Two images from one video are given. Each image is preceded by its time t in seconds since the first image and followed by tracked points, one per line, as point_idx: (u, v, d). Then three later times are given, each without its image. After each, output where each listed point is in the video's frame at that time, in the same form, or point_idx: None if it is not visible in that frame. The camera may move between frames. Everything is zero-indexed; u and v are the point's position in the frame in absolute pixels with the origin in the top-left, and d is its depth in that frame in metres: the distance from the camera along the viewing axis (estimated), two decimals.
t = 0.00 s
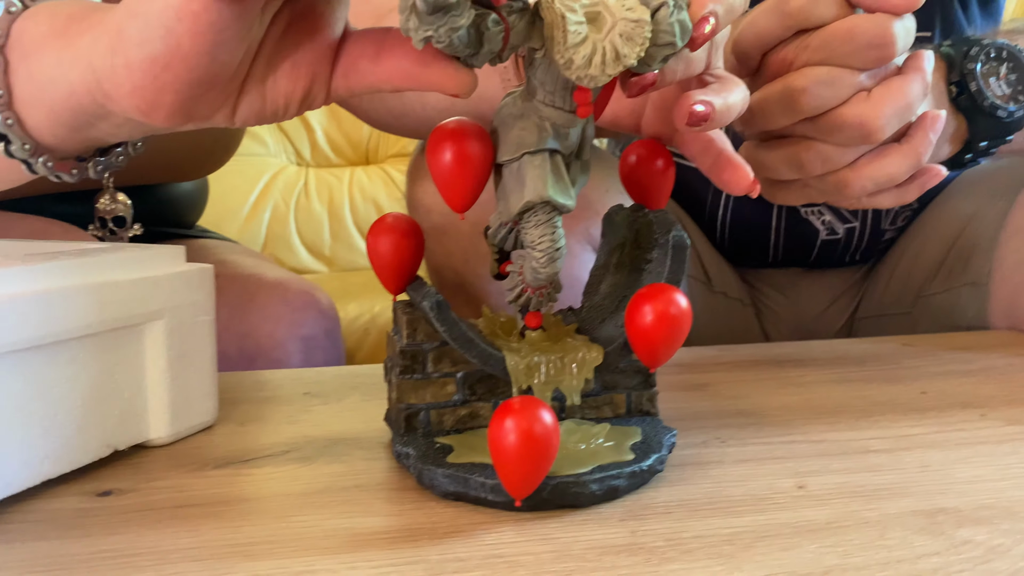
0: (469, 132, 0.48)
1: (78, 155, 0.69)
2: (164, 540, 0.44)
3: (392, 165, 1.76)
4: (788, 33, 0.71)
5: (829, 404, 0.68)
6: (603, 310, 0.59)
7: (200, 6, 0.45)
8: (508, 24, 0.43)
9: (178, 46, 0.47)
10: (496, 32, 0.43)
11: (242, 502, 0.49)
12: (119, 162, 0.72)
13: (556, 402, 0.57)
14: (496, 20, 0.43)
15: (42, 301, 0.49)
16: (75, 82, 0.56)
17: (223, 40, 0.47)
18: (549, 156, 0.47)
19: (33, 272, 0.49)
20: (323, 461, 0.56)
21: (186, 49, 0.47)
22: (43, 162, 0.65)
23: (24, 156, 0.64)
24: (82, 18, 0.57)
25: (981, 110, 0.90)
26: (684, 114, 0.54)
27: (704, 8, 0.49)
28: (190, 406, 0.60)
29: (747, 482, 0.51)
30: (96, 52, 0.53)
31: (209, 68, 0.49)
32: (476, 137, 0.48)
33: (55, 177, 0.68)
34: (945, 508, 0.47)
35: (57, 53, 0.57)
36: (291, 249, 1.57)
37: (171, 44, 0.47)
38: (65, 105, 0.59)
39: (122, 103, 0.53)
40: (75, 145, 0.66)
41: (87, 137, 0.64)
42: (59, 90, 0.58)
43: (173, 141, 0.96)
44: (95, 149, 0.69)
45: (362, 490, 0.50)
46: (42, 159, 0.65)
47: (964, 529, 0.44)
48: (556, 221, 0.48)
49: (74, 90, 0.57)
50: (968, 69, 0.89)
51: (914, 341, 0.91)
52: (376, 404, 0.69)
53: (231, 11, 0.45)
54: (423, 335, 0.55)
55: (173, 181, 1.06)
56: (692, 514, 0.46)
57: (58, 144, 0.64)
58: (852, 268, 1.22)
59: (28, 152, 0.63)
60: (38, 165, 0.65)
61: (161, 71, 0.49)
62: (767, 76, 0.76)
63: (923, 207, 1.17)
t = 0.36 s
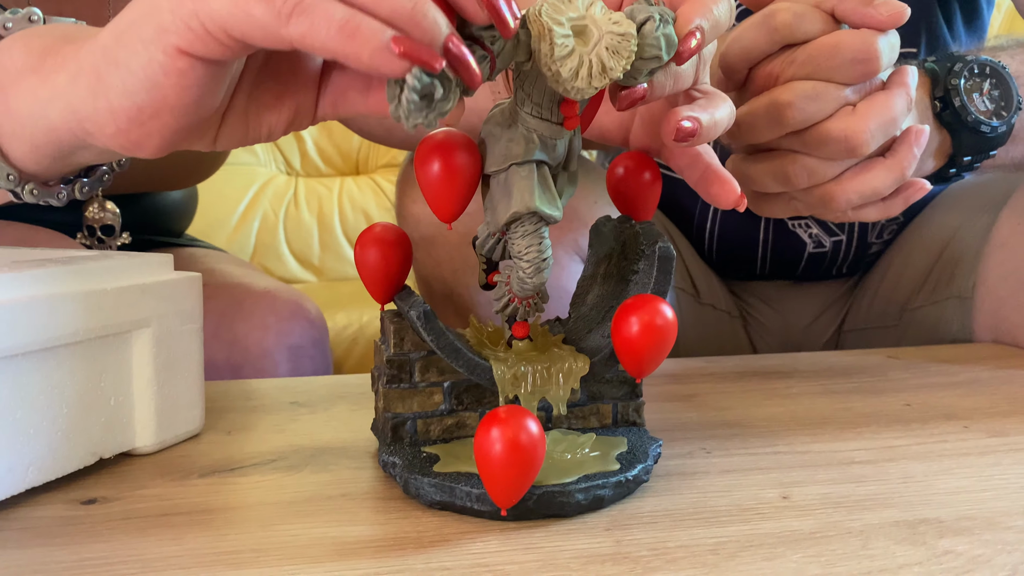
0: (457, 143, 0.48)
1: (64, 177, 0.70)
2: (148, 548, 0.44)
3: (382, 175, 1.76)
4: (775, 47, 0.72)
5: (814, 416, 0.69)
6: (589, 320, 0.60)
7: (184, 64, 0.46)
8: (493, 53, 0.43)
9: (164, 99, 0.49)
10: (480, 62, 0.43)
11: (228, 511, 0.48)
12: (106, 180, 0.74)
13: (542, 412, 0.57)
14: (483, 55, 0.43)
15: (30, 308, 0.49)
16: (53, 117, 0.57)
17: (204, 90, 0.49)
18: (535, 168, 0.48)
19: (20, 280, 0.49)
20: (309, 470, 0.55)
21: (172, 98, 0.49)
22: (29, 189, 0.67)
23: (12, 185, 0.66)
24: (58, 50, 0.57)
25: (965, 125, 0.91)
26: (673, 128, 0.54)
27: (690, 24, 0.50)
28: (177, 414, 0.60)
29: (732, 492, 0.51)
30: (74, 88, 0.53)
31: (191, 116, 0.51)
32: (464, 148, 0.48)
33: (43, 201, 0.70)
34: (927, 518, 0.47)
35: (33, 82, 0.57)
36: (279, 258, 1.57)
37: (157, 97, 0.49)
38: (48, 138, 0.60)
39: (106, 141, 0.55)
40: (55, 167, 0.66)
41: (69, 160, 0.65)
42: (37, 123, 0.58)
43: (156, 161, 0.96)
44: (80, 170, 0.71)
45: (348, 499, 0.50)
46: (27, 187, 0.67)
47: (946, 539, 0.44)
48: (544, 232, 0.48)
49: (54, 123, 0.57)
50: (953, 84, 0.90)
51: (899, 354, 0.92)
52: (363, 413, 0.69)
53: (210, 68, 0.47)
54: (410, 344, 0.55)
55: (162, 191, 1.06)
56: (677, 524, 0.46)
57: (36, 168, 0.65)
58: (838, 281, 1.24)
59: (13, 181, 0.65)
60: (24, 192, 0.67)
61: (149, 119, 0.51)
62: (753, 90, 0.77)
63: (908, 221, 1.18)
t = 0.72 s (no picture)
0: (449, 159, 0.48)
1: (62, 209, 0.73)
2: (140, 560, 0.44)
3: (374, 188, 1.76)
4: (764, 66, 0.73)
5: (803, 430, 0.69)
6: (581, 333, 0.60)
7: (188, 161, 0.45)
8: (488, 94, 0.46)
9: (169, 183, 0.48)
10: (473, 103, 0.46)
11: (220, 523, 0.48)
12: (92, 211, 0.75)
13: (534, 426, 0.58)
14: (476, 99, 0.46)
15: (25, 319, 0.49)
16: (49, 172, 0.56)
17: (209, 171, 0.48)
18: (528, 184, 0.49)
19: (15, 291, 0.49)
20: (301, 482, 0.55)
21: (175, 181, 0.48)
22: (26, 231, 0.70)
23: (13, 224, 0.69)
24: (44, 94, 0.54)
25: (951, 143, 0.92)
26: (667, 149, 0.55)
27: (681, 46, 0.51)
28: (169, 426, 0.60)
29: (722, 506, 0.51)
30: (69, 155, 0.51)
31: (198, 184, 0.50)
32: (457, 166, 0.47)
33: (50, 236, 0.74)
34: (914, 532, 0.48)
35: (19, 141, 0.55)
36: (270, 270, 1.56)
37: (161, 179, 0.48)
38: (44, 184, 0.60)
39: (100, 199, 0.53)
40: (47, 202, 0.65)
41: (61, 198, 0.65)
42: (33, 177, 0.58)
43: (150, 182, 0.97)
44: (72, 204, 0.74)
45: (339, 512, 0.50)
46: (27, 224, 0.70)
47: (932, 553, 0.45)
48: (536, 247, 0.49)
49: (48, 175, 0.57)
50: (939, 103, 0.92)
51: (887, 369, 0.93)
52: (354, 426, 0.69)
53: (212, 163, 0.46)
54: (403, 357, 0.55)
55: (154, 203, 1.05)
56: (667, 538, 0.47)
57: (25, 201, 0.65)
58: (827, 296, 1.25)
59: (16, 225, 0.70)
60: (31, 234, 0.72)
61: (154, 195, 0.50)
62: (743, 108, 0.78)
63: (895, 237, 1.20)
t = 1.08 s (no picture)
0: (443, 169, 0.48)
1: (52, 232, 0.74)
2: (131, 569, 0.43)
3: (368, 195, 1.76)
4: (757, 76, 0.74)
5: (795, 439, 0.69)
6: (575, 342, 0.60)
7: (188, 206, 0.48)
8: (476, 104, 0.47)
9: (166, 220, 0.50)
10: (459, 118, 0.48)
11: (211, 531, 0.48)
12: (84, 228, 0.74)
13: (527, 435, 0.58)
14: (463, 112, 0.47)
15: (17, 326, 0.49)
16: (47, 205, 0.56)
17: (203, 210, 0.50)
18: (519, 194, 0.49)
19: (7, 297, 0.49)
20: (293, 491, 0.55)
21: (173, 219, 0.50)
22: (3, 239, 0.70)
23: None
24: (29, 110, 0.53)
25: (943, 154, 0.93)
26: (654, 160, 0.55)
27: (670, 60, 0.51)
28: (160, 434, 0.60)
29: (715, 516, 0.51)
30: (67, 196, 0.52)
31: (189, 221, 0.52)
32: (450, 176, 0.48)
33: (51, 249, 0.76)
34: (906, 542, 0.48)
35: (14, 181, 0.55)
36: (263, 277, 1.56)
37: (159, 218, 0.50)
38: (42, 212, 0.59)
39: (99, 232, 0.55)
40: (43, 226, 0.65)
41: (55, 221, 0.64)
42: (32, 207, 0.58)
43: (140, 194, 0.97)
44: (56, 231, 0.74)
45: (332, 520, 0.50)
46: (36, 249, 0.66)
47: (924, 563, 0.45)
48: (528, 256, 0.49)
49: (46, 207, 0.57)
50: (930, 114, 0.93)
51: (879, 379, 0.93)
52: (347, 434, 0.69)
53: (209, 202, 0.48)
54: (396, 365, 0.55)
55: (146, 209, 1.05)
56: (661, 547, 0.47)
57: (23, 227, 0.64)
58: (819, 305, 1.25)
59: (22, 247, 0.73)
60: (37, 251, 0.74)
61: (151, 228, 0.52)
62: (736, 118, 0.78)
63: (887, 247, 1.20)
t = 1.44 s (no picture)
0: (443, 174, 0.48)
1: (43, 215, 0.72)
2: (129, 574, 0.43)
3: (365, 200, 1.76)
4: (754, 83, 0.74)
5: (792, 445, 0.70)
6: (573, 347, 0.61)
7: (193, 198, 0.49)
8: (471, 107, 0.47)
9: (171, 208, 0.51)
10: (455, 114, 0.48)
11: (209, 536, 0.48)
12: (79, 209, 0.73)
13: (524, 440, 0.58)
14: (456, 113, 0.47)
15: (16, 331, 0.49)
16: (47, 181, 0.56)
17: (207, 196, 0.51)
18: (519, 199, 0.49)
19: (6, 302, 0.49)
20: (291, 496, 0.55)
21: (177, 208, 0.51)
22: None
23: None
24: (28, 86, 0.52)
25: (939, 161, 0.93)
26: (648, 163, 0.55)
27: (669, 66, 0.52)
28: (158, 439, 0.60)
29: (713, 521, 0.51)
30: (69, 176, 0.53)
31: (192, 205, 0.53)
32: (450, 181, 0.48)
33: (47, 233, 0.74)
34: (903, 548, 0.48)
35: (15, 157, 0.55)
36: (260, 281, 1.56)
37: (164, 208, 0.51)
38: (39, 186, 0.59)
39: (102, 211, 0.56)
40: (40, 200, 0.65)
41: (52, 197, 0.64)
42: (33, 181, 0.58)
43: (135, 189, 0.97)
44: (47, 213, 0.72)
45: (330, 525, 0.50)
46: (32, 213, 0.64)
47: (921, 568, 0.45)
48: (527, 261, 0.49)
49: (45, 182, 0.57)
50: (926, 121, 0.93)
51: (876, 384, 0.93)
52: (344, 440, 0.69)
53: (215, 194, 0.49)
54: (394, 370, 0.55)
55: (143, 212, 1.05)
56: (658, 553, 0.47)
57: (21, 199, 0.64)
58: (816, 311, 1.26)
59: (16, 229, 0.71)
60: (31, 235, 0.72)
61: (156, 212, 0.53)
62: (733, 124, 0.79)
63: (883, 253, 1.21)
